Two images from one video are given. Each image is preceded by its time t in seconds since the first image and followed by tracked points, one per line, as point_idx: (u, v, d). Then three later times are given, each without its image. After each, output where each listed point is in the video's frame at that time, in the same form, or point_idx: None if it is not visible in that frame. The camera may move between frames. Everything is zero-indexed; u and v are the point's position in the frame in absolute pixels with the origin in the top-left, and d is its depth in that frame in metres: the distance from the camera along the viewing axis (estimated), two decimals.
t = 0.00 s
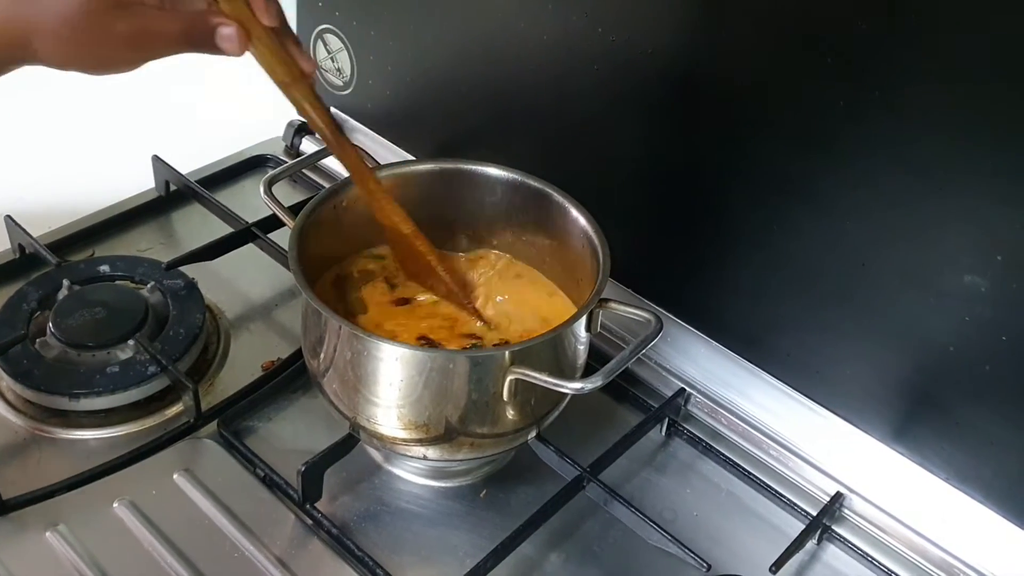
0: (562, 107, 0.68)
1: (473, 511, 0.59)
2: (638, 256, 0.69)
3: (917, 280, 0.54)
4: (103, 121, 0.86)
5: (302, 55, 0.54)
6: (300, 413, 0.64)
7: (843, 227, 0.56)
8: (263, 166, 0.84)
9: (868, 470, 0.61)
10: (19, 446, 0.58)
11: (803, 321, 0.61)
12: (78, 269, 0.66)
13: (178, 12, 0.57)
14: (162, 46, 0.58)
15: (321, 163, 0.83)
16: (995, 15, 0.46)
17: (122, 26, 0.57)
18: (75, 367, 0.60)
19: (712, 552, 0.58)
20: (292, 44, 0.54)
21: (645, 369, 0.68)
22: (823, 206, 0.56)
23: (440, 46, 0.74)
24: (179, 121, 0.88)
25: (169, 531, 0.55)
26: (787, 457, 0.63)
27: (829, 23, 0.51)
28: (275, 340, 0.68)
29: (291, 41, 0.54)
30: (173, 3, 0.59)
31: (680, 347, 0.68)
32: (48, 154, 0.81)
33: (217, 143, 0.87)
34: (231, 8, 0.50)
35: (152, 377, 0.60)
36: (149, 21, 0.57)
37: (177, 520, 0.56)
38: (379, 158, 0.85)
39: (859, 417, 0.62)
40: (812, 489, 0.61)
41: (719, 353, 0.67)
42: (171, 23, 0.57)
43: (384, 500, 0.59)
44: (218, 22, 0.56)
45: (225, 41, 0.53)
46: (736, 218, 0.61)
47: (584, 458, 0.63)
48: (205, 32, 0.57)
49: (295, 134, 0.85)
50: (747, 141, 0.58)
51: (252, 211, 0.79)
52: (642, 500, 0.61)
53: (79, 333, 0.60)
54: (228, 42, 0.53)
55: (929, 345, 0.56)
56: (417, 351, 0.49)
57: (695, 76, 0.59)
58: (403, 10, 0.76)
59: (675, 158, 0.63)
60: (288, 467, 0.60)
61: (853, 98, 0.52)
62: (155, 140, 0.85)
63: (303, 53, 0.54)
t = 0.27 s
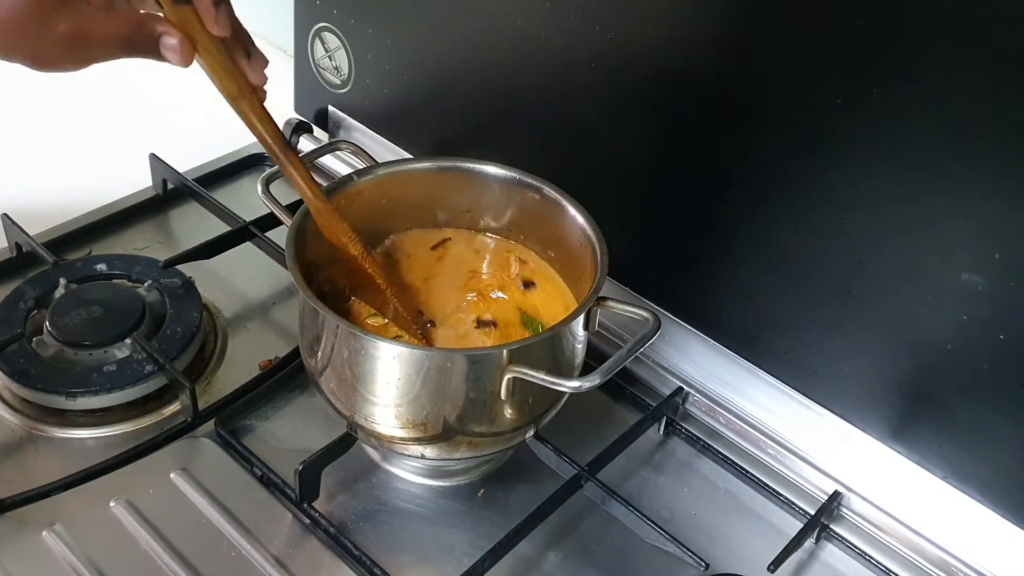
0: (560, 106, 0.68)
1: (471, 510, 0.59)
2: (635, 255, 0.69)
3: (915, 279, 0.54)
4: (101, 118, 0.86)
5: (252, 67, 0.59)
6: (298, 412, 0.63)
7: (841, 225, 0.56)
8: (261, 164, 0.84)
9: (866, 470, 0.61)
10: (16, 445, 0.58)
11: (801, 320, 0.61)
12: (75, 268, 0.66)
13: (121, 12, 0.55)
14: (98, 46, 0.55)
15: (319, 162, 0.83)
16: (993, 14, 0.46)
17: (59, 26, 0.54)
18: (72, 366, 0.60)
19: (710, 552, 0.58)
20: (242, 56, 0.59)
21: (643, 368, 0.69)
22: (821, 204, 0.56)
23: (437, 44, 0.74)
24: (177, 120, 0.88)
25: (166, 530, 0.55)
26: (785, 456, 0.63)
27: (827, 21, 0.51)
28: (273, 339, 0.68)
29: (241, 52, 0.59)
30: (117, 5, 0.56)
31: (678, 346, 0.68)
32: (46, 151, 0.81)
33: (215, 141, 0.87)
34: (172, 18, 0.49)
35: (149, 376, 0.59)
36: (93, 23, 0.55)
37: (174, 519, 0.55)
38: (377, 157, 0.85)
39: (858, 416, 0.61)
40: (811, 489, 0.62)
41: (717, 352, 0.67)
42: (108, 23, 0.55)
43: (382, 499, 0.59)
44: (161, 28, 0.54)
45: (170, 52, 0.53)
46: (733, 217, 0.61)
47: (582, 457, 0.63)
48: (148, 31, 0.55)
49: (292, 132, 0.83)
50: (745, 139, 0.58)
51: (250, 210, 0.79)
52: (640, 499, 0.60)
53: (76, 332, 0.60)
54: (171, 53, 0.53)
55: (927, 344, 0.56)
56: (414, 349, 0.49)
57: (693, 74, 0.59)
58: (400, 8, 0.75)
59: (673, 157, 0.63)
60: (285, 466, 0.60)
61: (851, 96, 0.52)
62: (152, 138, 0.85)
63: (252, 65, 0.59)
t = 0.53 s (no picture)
0: (560, 104, 0.68)
1: (470, 508, 0.59)
2: (634, 253, 0.69)
3: (914, 278, 0.54)
4: (99, 113, 0.86)
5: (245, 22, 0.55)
6: (297, 410, 0.63)
7: (840, 224, 0.56)
8: (259, 162, 0.84)
9: (864, 467, 0.62)
10: (15, 443, 0.58)
11: (800, 318, 0.61)
12: (73, 266, 0.66)
13: None
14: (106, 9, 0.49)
15: (317, 159, 0.83)
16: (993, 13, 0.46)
17: None
18: (71, 364, 0.60)
19: (709, 549, 0.58)
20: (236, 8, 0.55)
21: (642, 366, 0.69)
22: (820, 203, 0.56)
23: (437, 42, 0.74)
24: (174, 116, 0.88)
25: (166, 529, 0.55)
26: (783, 454, 0.63)
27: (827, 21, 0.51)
28: (272, 338, 0.68)
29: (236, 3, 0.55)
30: None
31: (677, 344, 0.69)
32: (44, 146, 0.81)
33: (214, 138, 0.87)
34: None
35: (148, 375, 0.59)
36: None
37: (173, 517, 0.56)
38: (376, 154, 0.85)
39: (857, 414, 0.61)
40: (809, 487, 0.62)
41: (716, 350, 0.67)
42: None
43: (381, 498, 0.59)
44: None
45: None
46: (733, 215, 0.61)
47: (581, 455, 0.63)
48: None
49: (291, 130, 0.84)
50: (745, 137, 0.58)
51: (248, 207, 0.79)
52: (639, 498, 0.61)
53: (74, 330, 0.60)
54: None
55: (926, 342, 0.56)
56: (414, 348, 0.49)
57: (693, 72, 0.59)
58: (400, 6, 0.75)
59: (673, 155, 0.63)
60: (284, 465, 0.60)
61: (851, 94, 0.52)
62: (151, 135, 0.85)
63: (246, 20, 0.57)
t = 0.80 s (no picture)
0: (555, 101, 0.68)
1: (464, 505, 0.59)
2: (630, 251, 0.69)
3: (908, 275, 0.54)
4: (97, 111, 0.86)
5: None
6: (292, 408, 0.64)
7: (834, 221, 0.56)
8: (256, 160, 0.84)
9: (859, 465, 0.61)
10: (11, 439, 0.58)
11: (795, 316, 0.61)
12: (69, 263, 0.66)
13: None
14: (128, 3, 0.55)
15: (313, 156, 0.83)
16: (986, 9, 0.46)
17: None
18: (67, 361, 0.60)
19: (704, 547, 0.58)
20: None
21: (637, 364, 0.69)
22: (814, 200, 0.56)
23: (432, 39, 0.74)
24: (172, 114, 0.88)
25: (161, 526, 0.55)
26: (779, 452, 0.63)
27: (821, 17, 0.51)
28: (267, 335, 0.68)
29: None
30: None
31: (672, 342, 0.68)
32: (41, 142, 0.81)
33: (211, 137, 0.87)
34: None
35: (144, 372, 0.59)
36: None
37: (168, 514, 0.56)
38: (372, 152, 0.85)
39: (852, 412, 0.61)
40: (805, 485, 0.62)
41: (711, 348, 0.67)
42: None
43: (375, 495, 0.59)
44: None
45: None
46: (728, 213, 0.61)
47: (576, 453, 0.63)
48: None
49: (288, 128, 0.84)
50: (739, 135, 0.58)
51: (245, 205, 0.79)
52: (634, 495, 0.61)
53: (70, 327, 0.60)
54: None
55: (921, 340, 0.56)
56: (408, 344, 0.49)
57: (687, 70, 0.59)
58: (396, 4, 0.75)
59: (668, 152, 0.63)
60: (279, 462, 0.60)
61: (845, 91, 0.52)
62: (148, 133, 0.85)
63: None
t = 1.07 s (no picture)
0: (552, 96, 0.67)
1: (461, 500, 0.59)
2: (627, 247, 0.69)
3: (905, 270, 0.54)
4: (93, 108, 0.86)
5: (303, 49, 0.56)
6: (288, 404, 0.63)
7: (831, 216, 0.56)
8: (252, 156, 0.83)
9: (857, 461, 0.61)
10: (6, 435, 0.58)
11: (793, 311, 0.61)
12: (65, 258, 0.66)
13: None
14: None
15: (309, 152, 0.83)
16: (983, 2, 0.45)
17: None
18: (62, 356, 0.59)
19: (702, 543, 0.58)
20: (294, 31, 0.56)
21: (634, 360, 0.69)
22: (812, 195, 0.56)
23: (430, 34, 0.74)
24: (168, 110, 0.88)
25: (157, 522, 0.55)
26: (776, 448, 0.63)
27: (818, 11, 0.51)
28: (264, 331, 0.68)
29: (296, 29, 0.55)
30: None
31: (669, 338, 0.68)
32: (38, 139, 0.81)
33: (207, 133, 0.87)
34: None
35: (139, 367, 0.59)
36: None
37: (164, 510, 0.55)
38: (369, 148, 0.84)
39: (849, 408, 0.62)
40: (802, 481, 0.62)
41: (708, 344, 0.67)
42: None
43: (372, 491, 0.59)
44: None
45: (227, 13, 0.52)
46: (726, 208, 0.61)
47: (574, 449, 0.63)
48: None
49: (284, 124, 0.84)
50: (737, 130, 0.58)
51: (241, 201, 0.79)
52: (632, 491, 0.60)
53: (66, 322, 0.60)
54: (229, 15, 0.53)
55: (918, 335, 0.56)
56: (405, 339, 0.49)
57: (685, 65, 0.59)
58: None
59: (666, 147, 0.63)
60: (276, 457, 0.60)
61: (842, 85, 0.52)
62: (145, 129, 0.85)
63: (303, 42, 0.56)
